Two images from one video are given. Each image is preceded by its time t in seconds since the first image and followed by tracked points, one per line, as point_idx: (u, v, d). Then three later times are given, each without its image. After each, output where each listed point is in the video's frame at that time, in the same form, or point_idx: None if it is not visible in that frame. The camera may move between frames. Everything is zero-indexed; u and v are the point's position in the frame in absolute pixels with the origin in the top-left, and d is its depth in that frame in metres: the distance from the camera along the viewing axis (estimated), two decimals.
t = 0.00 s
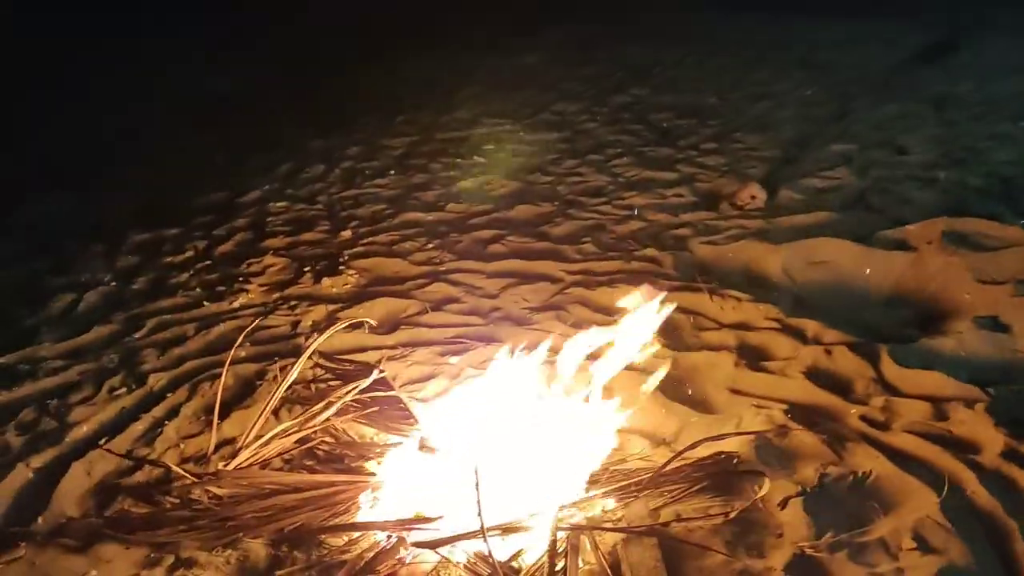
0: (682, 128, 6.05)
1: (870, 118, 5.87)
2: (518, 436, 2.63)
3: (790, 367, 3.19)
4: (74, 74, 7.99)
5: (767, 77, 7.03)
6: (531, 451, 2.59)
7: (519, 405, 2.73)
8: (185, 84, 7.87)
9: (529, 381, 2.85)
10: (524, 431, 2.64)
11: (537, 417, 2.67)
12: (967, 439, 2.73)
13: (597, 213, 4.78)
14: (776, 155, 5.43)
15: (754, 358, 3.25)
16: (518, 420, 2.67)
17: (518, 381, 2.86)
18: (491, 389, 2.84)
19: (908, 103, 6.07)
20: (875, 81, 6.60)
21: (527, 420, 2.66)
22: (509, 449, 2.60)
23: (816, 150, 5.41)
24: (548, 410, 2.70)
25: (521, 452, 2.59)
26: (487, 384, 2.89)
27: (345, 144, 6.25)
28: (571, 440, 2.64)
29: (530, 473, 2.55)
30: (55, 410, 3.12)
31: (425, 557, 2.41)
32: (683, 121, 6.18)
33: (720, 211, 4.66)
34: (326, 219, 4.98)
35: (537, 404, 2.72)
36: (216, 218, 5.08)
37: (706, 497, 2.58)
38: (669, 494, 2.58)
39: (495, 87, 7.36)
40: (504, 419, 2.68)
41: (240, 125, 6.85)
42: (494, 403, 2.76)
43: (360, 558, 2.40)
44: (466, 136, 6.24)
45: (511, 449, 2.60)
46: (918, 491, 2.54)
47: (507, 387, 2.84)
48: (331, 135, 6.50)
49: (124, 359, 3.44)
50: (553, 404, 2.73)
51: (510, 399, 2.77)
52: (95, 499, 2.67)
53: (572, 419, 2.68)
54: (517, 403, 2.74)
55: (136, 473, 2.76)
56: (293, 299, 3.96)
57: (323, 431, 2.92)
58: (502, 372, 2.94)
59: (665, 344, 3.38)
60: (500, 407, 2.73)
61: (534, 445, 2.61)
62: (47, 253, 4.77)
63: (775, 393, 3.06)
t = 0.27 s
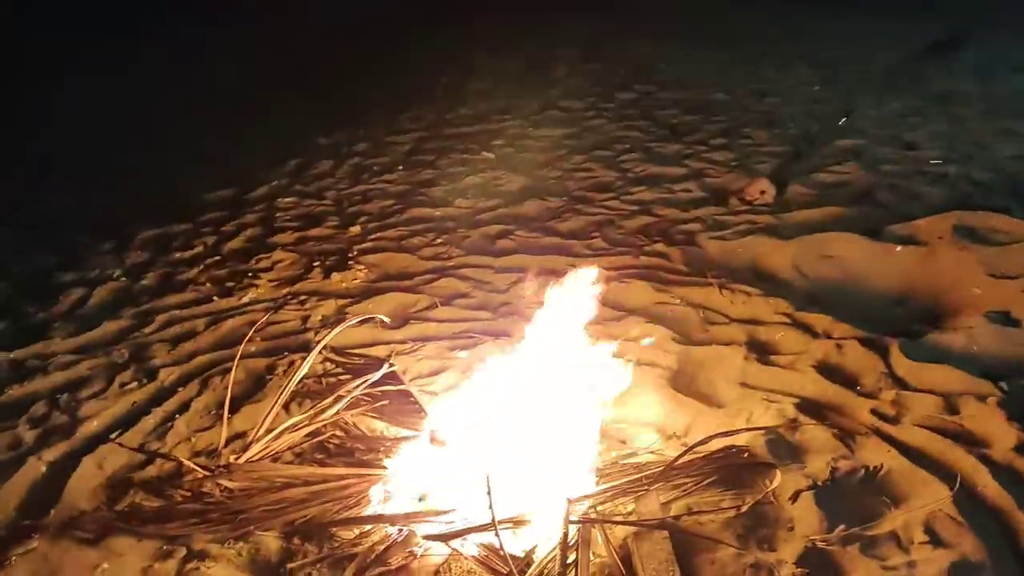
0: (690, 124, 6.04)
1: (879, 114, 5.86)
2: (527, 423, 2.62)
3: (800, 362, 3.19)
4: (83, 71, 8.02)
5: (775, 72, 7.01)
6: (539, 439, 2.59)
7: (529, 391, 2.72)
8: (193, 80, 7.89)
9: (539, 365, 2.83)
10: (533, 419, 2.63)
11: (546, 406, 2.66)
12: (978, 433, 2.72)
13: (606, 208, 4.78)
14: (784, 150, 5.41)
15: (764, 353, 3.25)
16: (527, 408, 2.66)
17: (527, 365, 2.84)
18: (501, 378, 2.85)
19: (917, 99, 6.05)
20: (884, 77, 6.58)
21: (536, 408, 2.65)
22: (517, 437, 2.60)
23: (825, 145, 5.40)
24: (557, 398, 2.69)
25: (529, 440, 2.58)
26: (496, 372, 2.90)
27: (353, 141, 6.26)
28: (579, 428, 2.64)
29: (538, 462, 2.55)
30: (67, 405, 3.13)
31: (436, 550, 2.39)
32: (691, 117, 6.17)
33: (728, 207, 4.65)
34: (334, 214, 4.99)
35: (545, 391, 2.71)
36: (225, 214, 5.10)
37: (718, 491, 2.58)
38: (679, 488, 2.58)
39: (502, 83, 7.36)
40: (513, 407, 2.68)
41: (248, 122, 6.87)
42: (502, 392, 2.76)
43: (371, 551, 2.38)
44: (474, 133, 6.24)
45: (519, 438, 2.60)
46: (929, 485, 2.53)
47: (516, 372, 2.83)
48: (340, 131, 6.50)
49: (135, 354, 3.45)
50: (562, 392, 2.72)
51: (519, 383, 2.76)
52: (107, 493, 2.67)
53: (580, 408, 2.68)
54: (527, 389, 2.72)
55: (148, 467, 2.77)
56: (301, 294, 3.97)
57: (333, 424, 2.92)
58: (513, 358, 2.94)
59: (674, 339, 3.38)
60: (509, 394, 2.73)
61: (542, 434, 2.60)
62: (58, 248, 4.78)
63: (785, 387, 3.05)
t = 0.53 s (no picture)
0: (700, 118, 6.03)
1: (889, 107, 5.83)
2: (539, 416, 2.62)
3: (808, 355, 3.19)
4: (94, 67, 8.06)
5: (786, 66, 6.99)
6: (551, 432, 2.58)
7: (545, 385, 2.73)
8: (203, 75, 7.93)
9: (555, 360, 2.85)
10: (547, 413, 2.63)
11: (559, 401, 2.67)
12: (986, 426, 2.72)
13: (614, 203, 4.78)
14: (794, 144, 5.40)
15: (772, 346, 3.25)
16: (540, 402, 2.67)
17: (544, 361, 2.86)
18: (513, 372, 2.85)
19: (929, 92, 6.02)
20: (895, 71, 6.55)
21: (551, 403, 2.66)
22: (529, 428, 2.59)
23: (835, 139, 5.38)
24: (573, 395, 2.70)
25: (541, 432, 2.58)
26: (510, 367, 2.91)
27: (363, 136, 6.28)
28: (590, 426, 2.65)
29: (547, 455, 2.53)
30: (79, 398, 3.16)
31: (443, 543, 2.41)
32: (700, 111, 6.16)
33: (737, 200, 4.64)
34: (344, 209, 5.01)
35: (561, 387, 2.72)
36: (235, 209, 5.13)
37: (724, 484, 2.59)
38: (685, 480, 2.59)
39: (511, 78, 7.37)
40: (526, 398, 2.68)
41: (258, 117, 6.90)
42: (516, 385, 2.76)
43: (379, 542, 2.40)
44: (483, 127, 6.25)
45: (530, 430, 2.59)
46: (936, 478, 2.53)
47: (531, 367, 2.84)
48: (349, 126, 6.52)
49: (147, 348, 3.49)
50: (577, 388, 2.73)
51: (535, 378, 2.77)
52: (120, 484, 2.70)
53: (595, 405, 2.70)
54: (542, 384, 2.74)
55: (160, 459, 2.80)
56: (311, 288, 3.99)
57: (343, 417, 2.95)
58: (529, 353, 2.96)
59: (682, 332, 3.38)
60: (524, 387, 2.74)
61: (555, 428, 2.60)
62: (70, 242, 4.82)
63: (792, 381, 3.05)
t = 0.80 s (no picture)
0: (707, 108, 5.99)
1: (899, 96, 5.77)
2: (544, 413, 2.63)
3: (812, 347, 3.17)
4: (102, 62, 8.09)
5: (794, 55, 6.94)
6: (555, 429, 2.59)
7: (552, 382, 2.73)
8: (211, 70, 7.94)
9: (565, 356, 2.84)
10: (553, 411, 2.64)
11: (566, 397, 2.67)
12: (991, 418, 2.69)
13: (619, 194, 4.76)
14: (801, 134, 5.36)
15: (776, 338, 3.23)
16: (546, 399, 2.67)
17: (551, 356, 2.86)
18: (521, 365, 2.84)
19: (939, 80, 5.96)
20: (905, 59, 6.49)
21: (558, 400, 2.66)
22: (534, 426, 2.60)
23: (843, 128, 5.34)
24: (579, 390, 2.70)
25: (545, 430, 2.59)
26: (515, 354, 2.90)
27: (369, 128, 6.27)
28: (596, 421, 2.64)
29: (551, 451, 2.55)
30: (84, 391, 3.18)
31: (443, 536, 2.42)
32: (708, 101, 6.12)
33: (743, 191, 4.61)
34: (349, 202, 5.01)
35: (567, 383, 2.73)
36: (241, 202, 5.14)
37: (725, 477, 2.58)
38: (686, 473, 2.59)
39: (518, 69, 7.34)
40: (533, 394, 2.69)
41: (264, 111, 6.90)
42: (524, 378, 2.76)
43: (379, 535, 2.40)
44: (489, 119, 6.23)
45: (533, 430, 2.60)
46: (939, 471, 2.51)
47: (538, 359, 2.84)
48: (356, 119, 6.51)
49: (151, 342, 3.50)
50: (583, 386, 2.72)
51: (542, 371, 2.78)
52: (123, 478, 2.72)
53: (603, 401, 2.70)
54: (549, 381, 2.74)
55: (163, 453, 2.81)
56: (315, 281, 4.00)
57: (344, 410, 2.95)
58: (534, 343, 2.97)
59: (686, 325, 3.37)
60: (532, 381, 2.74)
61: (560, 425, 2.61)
62: (78, 236, 4.85)
63: (795, 373, 3.04)
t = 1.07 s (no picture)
0: (710, 95, 5.96)
1: (904, 82, 5.74)
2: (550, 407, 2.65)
3: (814, 334, 3.16)
4: (104, 53, 8.08)
5: (799, 42, 6.90)
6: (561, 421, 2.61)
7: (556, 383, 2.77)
8: (213, 60, 7.92)
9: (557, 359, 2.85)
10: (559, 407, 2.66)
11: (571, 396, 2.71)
12: (994, 405, 2.68)
13: (622, 182, 4.75)
14: (805, 121, 5.33)
15: (778, 325, 3.22)
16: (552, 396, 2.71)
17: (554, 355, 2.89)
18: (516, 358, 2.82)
19: (944, 67, 5.92)
20: (911, 45, 6.44)
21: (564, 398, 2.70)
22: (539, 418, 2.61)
23: (847, 115, 5.30)
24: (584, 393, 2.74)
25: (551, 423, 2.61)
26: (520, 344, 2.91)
27: (371, 117, 6.26)
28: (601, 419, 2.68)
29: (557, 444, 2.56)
30: (86, 380, 3.19)
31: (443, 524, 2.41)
32: (711, 88, 6.09)
33: (746, 178, 4.59)
34: (351, 191, 5.00)
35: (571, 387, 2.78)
36: (243, 192, 5.14)
37: (726, 465, 2.58)
38: (687, 461, 2.58)
39: (521, 58, 7.32)
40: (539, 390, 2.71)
41: (267, 101, 6.89)
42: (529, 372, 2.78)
43: (381, 522, 2.40)
44: (492, 107, 6.21)
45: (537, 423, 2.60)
46: (941, 458, 2.50)
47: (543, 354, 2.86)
48: (358, 108, 6.50)
49: (153, 331, 3.51)
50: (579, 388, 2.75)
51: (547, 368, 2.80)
52: (125, 466, 2.73)
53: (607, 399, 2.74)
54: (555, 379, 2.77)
55: (165, 441, 2.82)
56: (317, 270, 3.99)
57: (346, 399, 2.95)
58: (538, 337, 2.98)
59: (687, 312, 3.36)
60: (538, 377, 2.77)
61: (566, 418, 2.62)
62: (80, 226, 4.86)
63: (797, 360, 3.03)
